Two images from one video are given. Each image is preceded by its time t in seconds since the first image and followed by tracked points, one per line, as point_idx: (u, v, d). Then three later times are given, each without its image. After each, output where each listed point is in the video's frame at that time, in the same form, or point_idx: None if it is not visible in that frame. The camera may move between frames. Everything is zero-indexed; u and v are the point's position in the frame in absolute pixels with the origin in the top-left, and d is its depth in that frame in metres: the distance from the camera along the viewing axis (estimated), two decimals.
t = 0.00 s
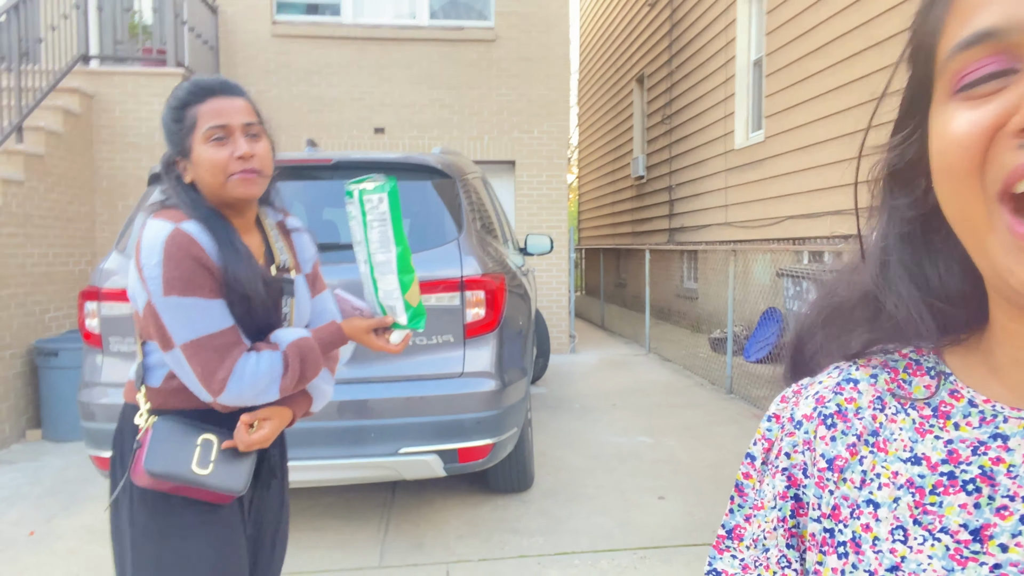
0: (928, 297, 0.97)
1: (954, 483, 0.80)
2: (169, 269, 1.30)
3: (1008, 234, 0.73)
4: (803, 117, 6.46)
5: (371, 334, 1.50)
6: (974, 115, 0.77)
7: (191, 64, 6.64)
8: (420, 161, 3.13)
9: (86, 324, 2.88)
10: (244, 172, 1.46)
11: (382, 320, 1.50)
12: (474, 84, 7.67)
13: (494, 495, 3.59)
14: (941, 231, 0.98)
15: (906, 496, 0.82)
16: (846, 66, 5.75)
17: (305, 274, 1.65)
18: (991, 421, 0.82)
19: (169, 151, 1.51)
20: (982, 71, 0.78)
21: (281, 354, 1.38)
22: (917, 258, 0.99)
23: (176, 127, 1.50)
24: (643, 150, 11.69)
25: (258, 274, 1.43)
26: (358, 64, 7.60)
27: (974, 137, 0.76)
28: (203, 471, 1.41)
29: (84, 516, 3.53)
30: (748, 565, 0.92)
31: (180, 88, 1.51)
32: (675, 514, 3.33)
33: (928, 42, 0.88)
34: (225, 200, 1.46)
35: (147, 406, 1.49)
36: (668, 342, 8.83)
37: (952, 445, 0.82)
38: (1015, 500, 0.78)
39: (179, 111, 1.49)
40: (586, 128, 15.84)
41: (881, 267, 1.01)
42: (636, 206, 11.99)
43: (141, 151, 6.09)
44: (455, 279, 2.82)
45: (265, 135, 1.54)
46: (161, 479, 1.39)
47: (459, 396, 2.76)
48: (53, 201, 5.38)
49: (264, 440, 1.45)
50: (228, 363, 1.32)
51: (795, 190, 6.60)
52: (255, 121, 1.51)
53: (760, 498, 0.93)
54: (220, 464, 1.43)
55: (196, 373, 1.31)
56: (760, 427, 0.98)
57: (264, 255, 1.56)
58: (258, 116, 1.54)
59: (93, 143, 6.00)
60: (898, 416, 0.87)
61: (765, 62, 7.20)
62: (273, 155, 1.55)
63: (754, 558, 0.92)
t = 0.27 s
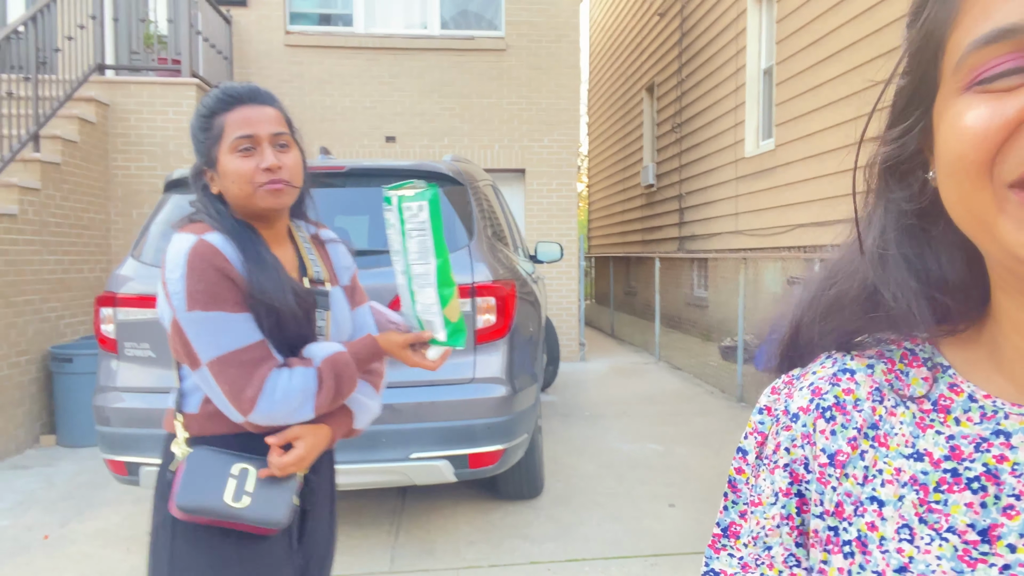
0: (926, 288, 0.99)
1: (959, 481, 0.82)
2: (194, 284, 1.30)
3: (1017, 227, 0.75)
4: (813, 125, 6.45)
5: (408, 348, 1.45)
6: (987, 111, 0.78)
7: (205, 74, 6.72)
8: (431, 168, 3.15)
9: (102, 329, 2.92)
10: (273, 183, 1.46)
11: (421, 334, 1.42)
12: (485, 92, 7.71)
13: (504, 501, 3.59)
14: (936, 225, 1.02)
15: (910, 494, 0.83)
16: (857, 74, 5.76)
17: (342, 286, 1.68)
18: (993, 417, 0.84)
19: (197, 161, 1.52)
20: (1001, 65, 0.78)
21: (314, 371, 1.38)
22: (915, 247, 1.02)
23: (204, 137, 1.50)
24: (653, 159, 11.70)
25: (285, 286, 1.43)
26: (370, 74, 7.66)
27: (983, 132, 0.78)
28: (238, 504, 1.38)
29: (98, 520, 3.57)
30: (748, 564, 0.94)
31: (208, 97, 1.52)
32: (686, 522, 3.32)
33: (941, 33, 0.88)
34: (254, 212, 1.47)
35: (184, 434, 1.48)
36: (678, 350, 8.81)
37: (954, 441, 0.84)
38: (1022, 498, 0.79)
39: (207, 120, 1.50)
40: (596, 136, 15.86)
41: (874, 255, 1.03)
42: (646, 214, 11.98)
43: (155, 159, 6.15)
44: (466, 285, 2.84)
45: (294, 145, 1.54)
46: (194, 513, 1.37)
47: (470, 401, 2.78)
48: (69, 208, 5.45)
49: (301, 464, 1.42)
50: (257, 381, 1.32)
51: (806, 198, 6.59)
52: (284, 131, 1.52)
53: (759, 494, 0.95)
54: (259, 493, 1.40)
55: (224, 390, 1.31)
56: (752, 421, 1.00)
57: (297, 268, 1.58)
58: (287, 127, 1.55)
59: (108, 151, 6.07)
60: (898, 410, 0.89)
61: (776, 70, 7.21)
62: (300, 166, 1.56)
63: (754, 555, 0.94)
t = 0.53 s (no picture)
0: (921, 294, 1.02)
1: (950, 484, 0.83)
2: (217, 280, 1.19)
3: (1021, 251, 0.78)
4: (822, 130, 6.44)
5: (461, 345, 1.35)
6: (995, 133, 0.79)
7: (216, 81, 6.78)
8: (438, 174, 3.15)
9: (114, 334, 2.94)
10: (308, 174, 1.37)
11: (477, 327, 1.35)
12: (493, 99, 7.75)
13: (511, 507, 3.60)
14: (930, 232, 1.03)
15: (901, 497, 0.84)
16: (865, 79, 5.75)
17: (384, 289, 1.61)
18: (982, 421, 0.86)
19: (225, 152, 1.45)
20: (1006, 87, 0.79)
21: (355, 376, 1.22)
22: (909, 254, 1.04)
23: (234, 125, 1.42)
24: (662, 164, 11.70)
25: (319, 285, 1.30)
26: (379, 80, 7.71)
27: (991, 155, 0.79)
28: (269, 539, 1.26)
29: (108, 524, 3.60)
30: (739, 568, 0.94)
31: (238, 80, 1.44)
32: (694, 528, 3.31)
33: (943, 51, 0.89)
34: (287, 207, 1.38)
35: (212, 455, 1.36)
36: (687, 356, 8.79)
37: (944, 445, 0.86)
38: (1013, 501, 0.80)
39: (238, 104, 1.42)
40: (605, 142, 15.87)
41: (867, 262, 1.04)
42: (654, 219, 11.98)
43: (167, 166, 6.21)
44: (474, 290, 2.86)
45: (331, 133, 1.45)
46: (219, 549, 1.26)
47: (479, 406, 2.79)
48: (81, 215, 5.50)
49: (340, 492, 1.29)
50: (289, 388, 1.18)
51: (814, 204, 6.58)
52: (321, 118, 1.44)
53: (750, 498, 0.95)
54: (293, 524, 1.28)
55: (253, 399, 1.17)
56: (744, 424, 1.00)
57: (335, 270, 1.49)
58: (324, 112, 1.46)
59: (120, 158, 6.12)
60: (889, 413, 0.90)
61: (784, 76, 7.20)
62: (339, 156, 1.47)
63: (745, 559, 0.94)
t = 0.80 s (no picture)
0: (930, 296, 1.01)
1: (954, 490, 0.84)
2: (251, 286, 1.13)
3: None
4: (826, 132, 6.43)
5: (510, 358, 1.26)
6: (1010, 141, 0.79)
7: (221, 85, 6.80)
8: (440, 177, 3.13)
9: (119, 337, 2.97)
10: (346, 176, 1.30)
11: (529, 338, 1.25)
12: (497, 102, 7.75)
13: (515, 509, 3.60)
14: (941, 234, 1.03)
15: (906, 502, 0.85)
16: (869, 81, 5.74)
17: (422, 294, 1.54)
18: (987, 427, 0.87)
19: (257, 143, 1.37)
20: None
21: (397, 391, 1.17)
22: (918, 255, 1.04)
23: (270, 115, 1.34)
24: (666, 166, 11.70)
25: (358, 291, 1.24)
26: (383, 84, 7.73)
27: (1006, 162, 0.79)
28: (296, 571, 1.21)
29: (114, 526, 3.61)
30: (741, 569, 0.96)
31: (277, 64, 1.35)
32: (698, 531, 3.31)
33: (962, 54, 0.89)
34: (323, 207, 1.31)
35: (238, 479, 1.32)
36: (691, 358, 8.78)
37: (949, 451, 0.86)
38: (1016, 509, 0.81)
39: (275, 94, 1.34)
40: (609, 144, 15.88)
41: (878, 262, 1.05)
42: (658, 221, 11.97)
43: (172, 170, 6.23)
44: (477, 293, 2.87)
45: (373, 129, 1.38)
46: None
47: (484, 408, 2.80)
48: (87, 218, 5.53)
49: (373, 518, 1.24)
50: (328, 404, 1.12)
51: (819, 206, 6.56)
52: (364, 112, 1.36)
53: (756, 500, 0.96)
54: (323, 554, 1.22)
55: (288, 416, 1.12)
56: (751, 428, 1.01)
57: (372, 272, 1.43)
58: (367, 107, 1.38)
59: (126, 161, 6.15)
60: (894, 419, 0.91)
61: (788, 78, 7.19)
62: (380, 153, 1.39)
63: (748, 561, 0.96)
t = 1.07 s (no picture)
0: (945, 287, 1.02)
1: (964, 482, 0.83)
2: (304, 290, 1.01)
3: None
4: (828, 133, 6.43)
5: (582, 363, 1.09)
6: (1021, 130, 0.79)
7: (224, 87, 6.82)
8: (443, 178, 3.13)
9: (122, 338, 2.97)
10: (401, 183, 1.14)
11: (601, 342, 1.09)
12: (498, 103, 7.76)
13: (518, 510, 3.60)
14: (956, 225, 1.03)
15: (915, 492, 0.85)
16: (871, 81, 5.74)
17: (476, 306, 1.40)
18: (997, 419, 0.87)
19: (305, 149, 1.24)
20: None
21: (463, 401, 1.02)
22: (933, 246, 1.04)
23: (318, 118, 1.21)
24: (668, 168, 11.70)
25: (416, 299, 1.12)
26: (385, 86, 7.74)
27: (1016, 152, 0.79)
28: None
29: (117, 527, 3.62)
30: (755, 561, 0.96)
31: (326, 67, 1.21)
32: (701, 531, 3.31)
33: (975, 45, 0.89)
34: (375, 217, 1.17)
35: (290, 509, 1.17)
36: (693, 359, 8.77)
37: (959, 442, 0.86)
38: None
39: (323, 97, 1.20)
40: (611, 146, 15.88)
41: (894, 253, 1.05)
42: (660, 223, 11.97)
43: (175, 172, 6.25)
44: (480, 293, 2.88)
45: (426, 135, 1.23)
46: None
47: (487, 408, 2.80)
48: (90, 221, 5.54)
49: (443, 543, 1.09)
50: (390, 417, 0.99)
51: (821, 206, 6.56)
52: (417, 116, 1.21)
53: (767, 493, 0.96)
54: None
55: (348, 433, 1.00)
56: (763, 421, 1.00)
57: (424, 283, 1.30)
58: (420, 109, 1.24)
59: (129, 164, 6.17)
60: (904, 411, 0.91)
61: (790, 79, 7.19)
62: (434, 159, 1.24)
63: (761, 553, 0.95)
